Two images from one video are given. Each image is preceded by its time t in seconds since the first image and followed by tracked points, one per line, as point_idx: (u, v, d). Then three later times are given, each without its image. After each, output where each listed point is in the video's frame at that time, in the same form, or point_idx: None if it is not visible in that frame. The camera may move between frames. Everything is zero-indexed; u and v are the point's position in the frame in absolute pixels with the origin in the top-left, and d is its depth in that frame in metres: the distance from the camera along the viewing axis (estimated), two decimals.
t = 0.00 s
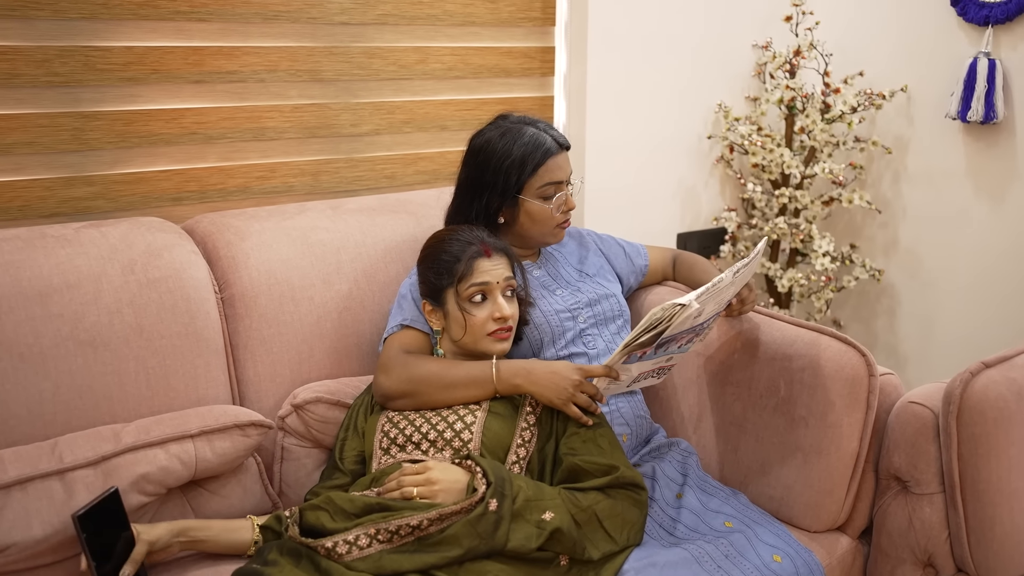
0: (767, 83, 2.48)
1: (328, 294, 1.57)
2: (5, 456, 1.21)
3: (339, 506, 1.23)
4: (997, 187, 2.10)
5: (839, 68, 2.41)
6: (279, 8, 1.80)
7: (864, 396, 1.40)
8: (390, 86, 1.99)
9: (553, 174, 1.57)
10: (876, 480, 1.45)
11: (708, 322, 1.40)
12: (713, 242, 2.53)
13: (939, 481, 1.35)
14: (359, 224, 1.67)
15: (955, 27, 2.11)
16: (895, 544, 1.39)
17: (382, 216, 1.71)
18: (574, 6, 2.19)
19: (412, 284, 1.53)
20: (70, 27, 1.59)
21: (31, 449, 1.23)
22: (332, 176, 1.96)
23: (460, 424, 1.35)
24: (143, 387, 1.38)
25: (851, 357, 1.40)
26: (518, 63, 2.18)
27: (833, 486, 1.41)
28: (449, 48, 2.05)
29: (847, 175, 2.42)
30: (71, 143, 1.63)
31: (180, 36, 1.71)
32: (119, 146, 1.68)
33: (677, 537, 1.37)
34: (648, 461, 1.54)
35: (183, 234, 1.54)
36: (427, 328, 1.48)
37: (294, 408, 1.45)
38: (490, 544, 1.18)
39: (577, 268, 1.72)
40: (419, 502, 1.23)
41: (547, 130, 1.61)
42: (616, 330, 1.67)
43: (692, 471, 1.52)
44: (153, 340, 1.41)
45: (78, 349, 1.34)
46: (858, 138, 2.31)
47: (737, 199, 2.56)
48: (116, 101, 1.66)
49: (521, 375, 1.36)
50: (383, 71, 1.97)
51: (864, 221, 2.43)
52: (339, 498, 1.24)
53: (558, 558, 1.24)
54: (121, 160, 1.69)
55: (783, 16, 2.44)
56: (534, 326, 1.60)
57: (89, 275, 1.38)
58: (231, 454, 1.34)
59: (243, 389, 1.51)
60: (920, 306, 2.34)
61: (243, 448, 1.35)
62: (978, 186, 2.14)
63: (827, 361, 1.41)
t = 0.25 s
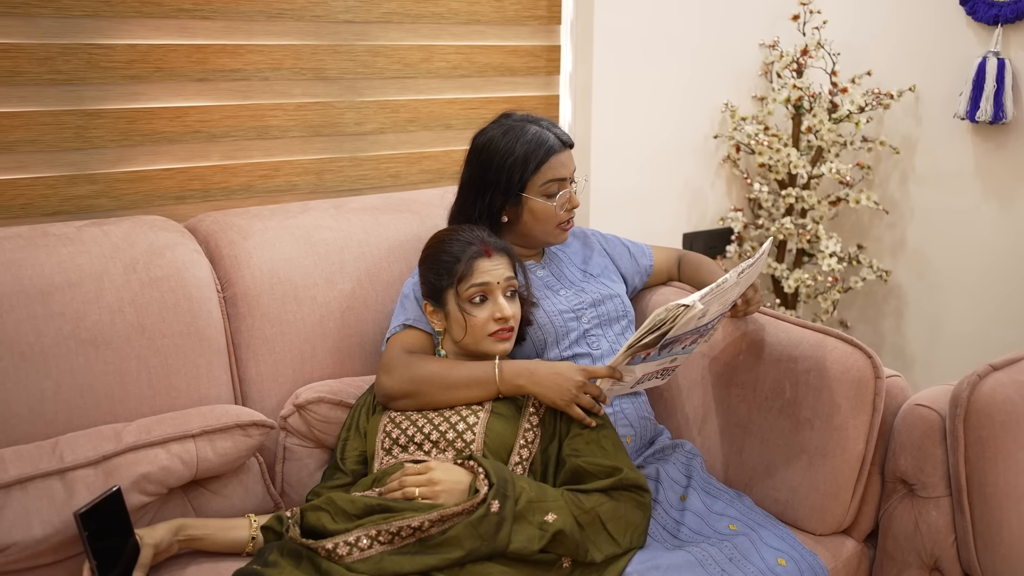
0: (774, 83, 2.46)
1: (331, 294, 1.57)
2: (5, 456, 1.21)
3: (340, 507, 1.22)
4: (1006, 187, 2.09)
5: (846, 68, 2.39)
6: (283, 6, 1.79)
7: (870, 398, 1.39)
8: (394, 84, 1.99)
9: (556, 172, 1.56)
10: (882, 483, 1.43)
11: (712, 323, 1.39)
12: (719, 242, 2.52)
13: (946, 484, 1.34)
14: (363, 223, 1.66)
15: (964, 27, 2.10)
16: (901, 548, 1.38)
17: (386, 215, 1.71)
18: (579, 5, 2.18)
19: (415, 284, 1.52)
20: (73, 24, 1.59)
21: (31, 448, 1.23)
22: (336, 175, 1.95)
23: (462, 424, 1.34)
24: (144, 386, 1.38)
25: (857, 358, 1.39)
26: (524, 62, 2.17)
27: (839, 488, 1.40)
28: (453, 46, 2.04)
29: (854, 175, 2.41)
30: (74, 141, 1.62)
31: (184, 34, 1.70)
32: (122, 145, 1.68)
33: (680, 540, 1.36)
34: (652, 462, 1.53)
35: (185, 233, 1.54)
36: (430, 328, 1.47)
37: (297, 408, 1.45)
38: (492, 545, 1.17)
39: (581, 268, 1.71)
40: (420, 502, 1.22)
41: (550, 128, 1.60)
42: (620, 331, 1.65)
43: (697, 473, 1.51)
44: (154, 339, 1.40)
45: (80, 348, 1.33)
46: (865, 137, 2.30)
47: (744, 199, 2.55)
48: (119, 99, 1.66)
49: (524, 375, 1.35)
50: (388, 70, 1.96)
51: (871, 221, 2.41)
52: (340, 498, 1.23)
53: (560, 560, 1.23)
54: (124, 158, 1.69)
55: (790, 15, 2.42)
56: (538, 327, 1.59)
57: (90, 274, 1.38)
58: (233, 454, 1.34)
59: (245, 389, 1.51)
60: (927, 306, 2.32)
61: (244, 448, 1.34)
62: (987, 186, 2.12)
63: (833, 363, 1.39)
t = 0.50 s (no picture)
0: (787, 83, 2.44)
1: (340, 293, 1.56)
2: (13, 453, 1.21)
3: (347, 508, 1.22)
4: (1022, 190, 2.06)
5: (861, 68, 2.37)
6: (295, 5, 1.79)
7: (882, 403, 1.37)
8: (405, 83, 1.98)
9: (563, 171, 1.54)
10: (893, 488, 1.42)
11: (723, 325, 1.37)
12: (731, 243, 2.50)
13: (958, 490, 1.32)
14: (373, 223, 1.66)
15: (981, 27, 2.07)
16: (912, 554, 1.36)
17: (396, 214, 1.70)
18: (592, 4, 2.17)
19: (424, 284, 1.51)
20: (85, 22, 1.59)
21: (39, 446, 1.23)
22: (347, 174, 1.95)
23: (470, 424, 1.33)
24: (152, 384, 1.38)
25: (869, 362, 1.37)
26: (535, 61, 2.16)
27: (849, 493, 1.38)
28: (465, 45, 2.04)
29: (868, 176, 2.38)
30: (84, 138, 1.63)
31: (195, 31, 1.70)
32: (133, 142, 1.68)
33: (689, 544, 1.35)
34: (661, 465, 1.52)
35: (195, 231, 1.54)
36: (439, 328, 1.46)
37: (305, 407, 1.44)
38: (499, 547, 1.17)
39: (591, 269, 1.70)
40: (427, 503, 1.21)
41: (560, 128, 1.59)
42: (630, 332, 1.64)
43: (706, 476, 1.50)
44: (163, 337, 1.40)
45: (88, 346, 1.34)
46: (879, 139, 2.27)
47: (756, 200, 2.53)
48: (130, 96, 1.66)
49: (533, 376, 1.34)
50: (399, 68, 1.96)
51: (885, 223, 2.39)
52: (346, 499, 1.23)
53: (567, 562, 1.22)
54: (135, 155, 1.69)
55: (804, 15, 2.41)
56: (547, 328, 1.58)
57: (100, 271, 1.38)
58: (240, 453, 1.34)
59: (254, 388, 1.51)
60: (941, 310, 2.30)
61: (252, 447, 1.34)
62: (1002, 188, 2.10)
63: (845, 366, 1.38)
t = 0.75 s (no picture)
0: (791, 85, 2.44)
1: (340, 293, 1.56)
2: (11, 451, 1.21)
3: (344, 508, 1.22)
4: None
5: (865, 71, 2.37)
6: (298, 4, 1.79)
7: (883, 407, 1.36)
8: (408, 83, 1.98)
9: (528, 167, 1.55)
10: (894, 492, 1.41)
11: (724, 327, 1.37)
12: (734, 245, 2.50)
13: (959, 495, 1.31)
14: (374, 223, 1.66)
15: (986, 31, 2.06)
16: (912, 559, 1.36)
17: (397, 214, 1.70)
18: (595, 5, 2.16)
19: (425, 285, 1.51)
20: (88, 20, 1.60)
21: (37, 444, 1.23)
22: (349, 174, 1.95)
23: (470, 426, 1.33)
24: (151, 383, 1.38)
25: (870, 366, 1.37)
26: (539, 62, 2.16)
27: (850, 498, 1.37)
28: (468, 46, 2.04)
29: (871, 179, 2.38)
30: (86, 137, 1.63)
31: (197, 30, 1.70)
32: (135, 141, 1.68)
33: (688, 547, 1.34)
34: (661, 467, 1.52)
35: (195, 230, 1.54)
36: (439, 329, 1.46)
37: (304, 407, 1.44)
38: (496, 549, 1.16)
39: (592, 271, 1.70)
40: (426, 504, 1.21)
41: (556, 130, 1.58)
42: (631, 334, 1.64)
43: (706, 479, 1.50)
44: (162, 336, 1.40)
45: (87, 345, 1.34)
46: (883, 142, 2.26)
47: (759, 202, 2.53)
48: (132, 95, 1.66)
49: (532, 377, 1.34)
50: (402, 69, 1.96)
51: (888, 227, 2.38)
52: (344, 500, 1.23)
53: (566, 565, 1.22)
54: (136, 154, 1.70)
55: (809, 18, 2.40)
56: (547, 329, 1.57)
57: (100, 270, 1.38)
58: (239, 453, 1.34)
59: (253, 388, 1.51)
60: (944, 313, 2.29)
61: (250, 447, 1.34)
62: (1007, 192, 2.09)
63: (845, 370, 1.37)
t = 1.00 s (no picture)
0: (791, 86, 2.44)
1: (339, 293, 1.56)
2: (10, 452, 1.21)
3: (342, 509, 1.22)
4: None
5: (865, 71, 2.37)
6: (297, 5, 1.79)
7: (882, 407, 1.36)
8: (407, 84, 1.98)
9: (515, 164, 1.56)
10: (893, 492, 1.41)
11: (722, 327, 1.37)
12: (734, 245, 2.50)
13: (958, 495, 1.31)
14: (373, 224, 1.66)
15: (986, 31, 2.06)
16: (911, 560, 1.36)
17: (396, 215, 1.70)
18: (594, 5, 2.16)
19: (423, 286, 1.52)
20: (87, 21, 1.60)
21: (37, 445, 1.24)
22: (348, 174, 1.95)
23: (468, 426, 1.33)
24: (151, 384, 1.38)
25: (868, 366, 1.37)
26: (538, 62, 2.16)
27: (848, 498, 1.37)
28: (467, 47, 2.04)
29: (871, 179, 2.37)
30: (86, 137, 1.63)
31: (197, 32, 1.71)
32: (134, 142, 1.68)
33: (687, 547, 1.34)
34: (659, 468, 1.52)
35: (194, 231, 1.54)
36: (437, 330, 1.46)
37: (303, 408, 1.44)
38: (494, 549, 1.16)
39: (590, 271, 1.70)
40: (424, 505, 1.22)
41: (553, 133, 1.59)
42: (629, 334, 1.64)
43: (704, 479, 1.50)
44: (162, 337, 1.41)
45: (86, 345, 1.34)
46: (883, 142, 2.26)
47: (759, 202, 2.53)
48: (132, 96, 1.67)
49: (530, 377, 1.34)
50: (401, 69, 1.96)
51: (888, 227, 2.38)
52: (342, 500, 1.23)
53: (564, 565, 1.22)
54: (136, 155, 1.70)
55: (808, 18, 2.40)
56: (546, 329, 1.57)
57: (99, 271, 1.38)
58: (238, 454, 1.34)
59: (252, 388, 1.51)
60: (945, 313, 2.29)
61: (249, 448, 1.35)
62: (1006, 192, 2.09)
63: (844, 370, 1.37)
